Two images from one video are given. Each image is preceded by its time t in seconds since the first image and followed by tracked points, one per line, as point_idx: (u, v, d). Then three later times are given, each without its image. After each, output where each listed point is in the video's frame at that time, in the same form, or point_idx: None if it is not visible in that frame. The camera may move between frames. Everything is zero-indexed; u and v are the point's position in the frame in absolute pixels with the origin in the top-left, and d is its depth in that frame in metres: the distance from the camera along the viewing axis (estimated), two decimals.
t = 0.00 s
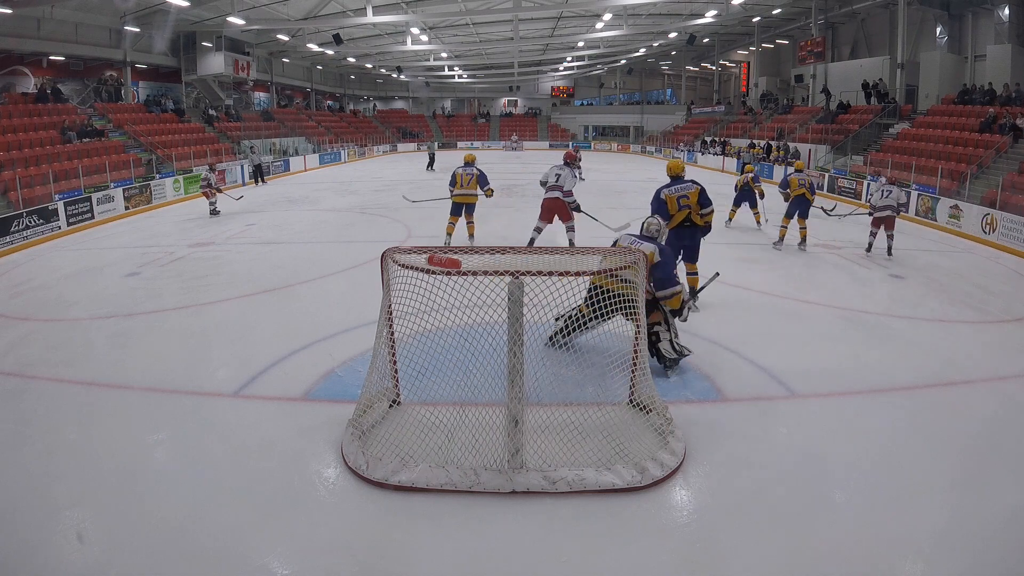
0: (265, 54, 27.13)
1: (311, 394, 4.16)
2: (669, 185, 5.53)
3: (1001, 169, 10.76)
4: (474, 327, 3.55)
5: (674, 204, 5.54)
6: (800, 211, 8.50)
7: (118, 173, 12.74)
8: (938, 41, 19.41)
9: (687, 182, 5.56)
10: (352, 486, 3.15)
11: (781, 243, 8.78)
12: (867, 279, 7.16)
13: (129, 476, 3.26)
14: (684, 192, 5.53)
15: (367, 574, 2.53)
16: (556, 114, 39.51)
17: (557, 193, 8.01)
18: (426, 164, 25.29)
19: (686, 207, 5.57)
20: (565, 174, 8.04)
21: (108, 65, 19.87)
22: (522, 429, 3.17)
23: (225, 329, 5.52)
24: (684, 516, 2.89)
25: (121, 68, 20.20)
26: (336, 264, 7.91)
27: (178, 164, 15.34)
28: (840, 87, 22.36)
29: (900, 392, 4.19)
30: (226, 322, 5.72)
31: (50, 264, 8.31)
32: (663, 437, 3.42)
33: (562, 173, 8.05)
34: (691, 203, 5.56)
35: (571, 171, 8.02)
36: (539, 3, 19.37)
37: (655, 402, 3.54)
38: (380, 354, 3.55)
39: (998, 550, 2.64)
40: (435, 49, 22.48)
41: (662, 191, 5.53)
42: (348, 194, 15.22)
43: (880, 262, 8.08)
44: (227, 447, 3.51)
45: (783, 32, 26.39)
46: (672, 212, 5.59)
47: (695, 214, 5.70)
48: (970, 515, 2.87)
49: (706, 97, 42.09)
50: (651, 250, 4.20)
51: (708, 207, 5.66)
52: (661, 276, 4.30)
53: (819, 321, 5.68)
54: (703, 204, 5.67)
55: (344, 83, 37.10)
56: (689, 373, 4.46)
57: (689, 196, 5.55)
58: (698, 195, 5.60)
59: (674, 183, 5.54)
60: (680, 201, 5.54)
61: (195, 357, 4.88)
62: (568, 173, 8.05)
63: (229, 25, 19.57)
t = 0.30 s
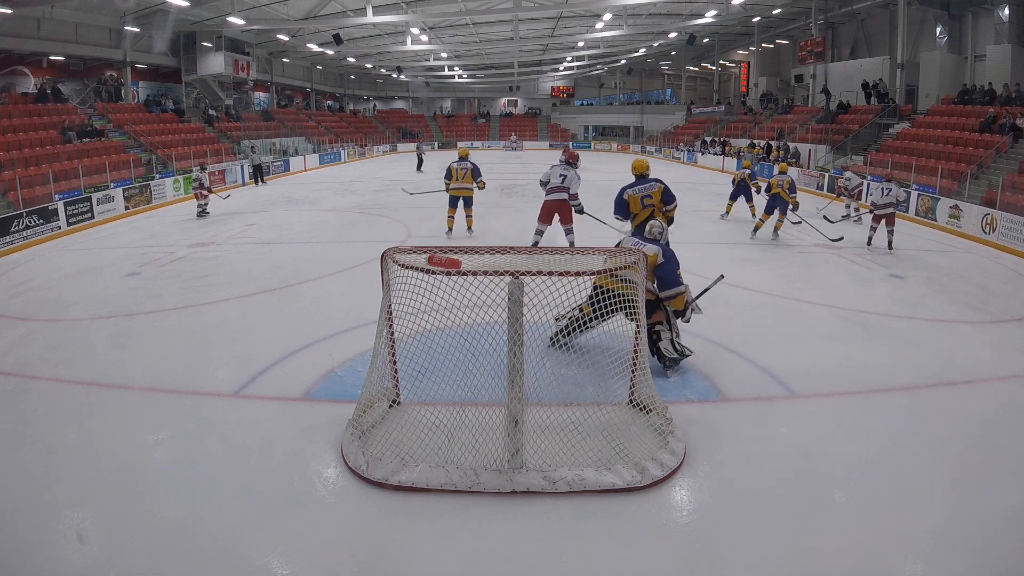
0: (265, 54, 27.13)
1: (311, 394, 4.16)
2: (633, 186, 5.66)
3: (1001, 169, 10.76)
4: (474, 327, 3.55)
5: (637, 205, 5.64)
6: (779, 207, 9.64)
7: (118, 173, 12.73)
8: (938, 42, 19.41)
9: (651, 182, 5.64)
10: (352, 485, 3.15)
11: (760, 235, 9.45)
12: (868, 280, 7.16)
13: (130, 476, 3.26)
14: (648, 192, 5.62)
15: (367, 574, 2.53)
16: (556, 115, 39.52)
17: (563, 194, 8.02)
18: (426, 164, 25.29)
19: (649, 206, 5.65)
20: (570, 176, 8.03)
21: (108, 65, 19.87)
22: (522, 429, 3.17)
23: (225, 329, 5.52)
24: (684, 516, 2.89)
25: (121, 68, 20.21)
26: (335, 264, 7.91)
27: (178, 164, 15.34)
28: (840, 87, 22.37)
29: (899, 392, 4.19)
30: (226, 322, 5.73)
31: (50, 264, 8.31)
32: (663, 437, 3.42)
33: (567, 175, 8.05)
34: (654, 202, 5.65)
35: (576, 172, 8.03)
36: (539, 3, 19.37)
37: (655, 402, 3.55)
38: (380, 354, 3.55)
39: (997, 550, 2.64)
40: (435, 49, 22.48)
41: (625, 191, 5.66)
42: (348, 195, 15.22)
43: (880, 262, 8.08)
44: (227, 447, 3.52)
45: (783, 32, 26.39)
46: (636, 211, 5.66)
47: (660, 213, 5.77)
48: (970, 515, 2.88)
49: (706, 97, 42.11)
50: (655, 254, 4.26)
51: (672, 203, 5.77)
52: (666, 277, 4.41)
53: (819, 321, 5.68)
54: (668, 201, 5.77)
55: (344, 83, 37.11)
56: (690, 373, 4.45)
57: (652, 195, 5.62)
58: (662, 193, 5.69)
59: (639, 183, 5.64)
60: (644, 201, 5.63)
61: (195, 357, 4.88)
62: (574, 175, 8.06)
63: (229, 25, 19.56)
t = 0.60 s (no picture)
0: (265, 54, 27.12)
1: (311, 394, 4.16)
2: (601, 178, 6.18)
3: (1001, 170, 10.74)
4: (474, 327, 3.55)
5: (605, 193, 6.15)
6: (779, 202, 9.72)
7: (118, 173, 12.73)
8: (938, 41, 19.41)
9: (619, 175, 6.15)
10: (352, 486, 3.15)
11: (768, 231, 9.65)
12: (868, 280, 7.16)
13: (130, 476, 3.26)
14: (614, 184, 6.14)
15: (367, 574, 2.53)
16: (556, 115, 39.52)
17: (565, 195, 8.03)
18: (426, 164, 25.28)
19: (615, 198, 6.17)
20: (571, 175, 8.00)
21: (108, 65, 19.87)
22: (522, 429, 3.17)
23: (225, 329, 5.52)
24: (684, 516, 2.89)
25: (121, 68, 20.20)
26: (335, 264, 7.91)
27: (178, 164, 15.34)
28: (840, 87, 22.36)
29: (899, 392, 4.19)
30: (226, 322, 5.73)
31: (50, 264, 8.31)
32: (663, 437, 3.42)
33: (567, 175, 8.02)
34: (620, 193, 6.16)
35: (577, 171, 7.99)
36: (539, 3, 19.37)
37: (655, 402, 3.54)
38: (380, 354, 3.55)
39: (998, 550, 2.64)
40: (436, 49, 22.48)
41: (594, 183, 6.19)
42: (348, 195, 15.22)
43: (880, 262, 8.07)
44: (227, 447, 3.52)
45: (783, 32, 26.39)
46: (602, 203, 6.20)
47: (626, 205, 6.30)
48: (970, 515, 2.88)
49: (706, 97, 42.11)
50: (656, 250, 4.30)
51: (642, 190, 6.19)
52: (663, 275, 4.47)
53: (819, 321, 5.68)
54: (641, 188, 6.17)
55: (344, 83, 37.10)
56: (690, 373, 4.45)
57: (618, 187, 6.15)
58: (629, 185, 6.19)
59: (607, 176, 6.16)
60: (610, 192, 6.16)
61: (195, 357, 4.88)
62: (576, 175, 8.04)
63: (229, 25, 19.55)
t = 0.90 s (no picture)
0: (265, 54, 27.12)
1: (311, 394, 4.16)
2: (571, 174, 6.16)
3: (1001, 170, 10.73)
4: (474, 327, 3.55)
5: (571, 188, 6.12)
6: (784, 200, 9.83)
7: (118, 173, 12.74)
8: (938, 41, 19.42)
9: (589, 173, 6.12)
10: (352, 486, 3.15)
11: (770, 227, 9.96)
12: (867, 280, 7.16)
13: (130, 476, 3.26)
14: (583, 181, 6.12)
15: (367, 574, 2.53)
16: (556, 115, 39.53)
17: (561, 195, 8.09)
18: (426, 164, 25.27)
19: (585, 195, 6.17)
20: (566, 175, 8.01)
21: (108, 65, 19.87)
22: (522, 429, 3.17)
23: (225, 329, 5.52)
24: (684, 516, 2.89)
25: (121, 68, 20.20)
26: (335, 264, 7.91)
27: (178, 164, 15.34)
28: (840, 87, 22.36)
29: (898, 392, 4.19)
30: (227, 322, 5.73)
31: (50, 264, 8.31)
32: (663, 437, 3.43)
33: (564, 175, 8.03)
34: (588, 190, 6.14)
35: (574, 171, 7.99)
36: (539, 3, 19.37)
37: (655, 402, 3.55)
38: (380, 354, 3.55)
39: (997, 550, 2.64)
40: (436, 49, 22.47)
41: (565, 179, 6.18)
42: (348, 194, 15.23)
43: (880, 262, 8.07)
44: (227, 447, 3.52)
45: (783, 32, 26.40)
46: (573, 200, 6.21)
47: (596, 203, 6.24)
48: (970, 515, 2.88)
49: (706, 97, 42.13)
50: (618, 225, 4.19)
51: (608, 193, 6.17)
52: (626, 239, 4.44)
53: (818, 321, 5.68)
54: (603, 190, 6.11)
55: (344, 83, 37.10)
56: (689, 373, 4.44)
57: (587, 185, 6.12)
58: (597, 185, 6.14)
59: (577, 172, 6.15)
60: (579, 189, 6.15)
61: (195, 357, 4.88)
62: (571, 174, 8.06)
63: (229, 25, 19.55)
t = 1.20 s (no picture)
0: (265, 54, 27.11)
1: (311, 394, 4.16)
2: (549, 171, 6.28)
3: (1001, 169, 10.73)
4: (475, 327, 3.54)
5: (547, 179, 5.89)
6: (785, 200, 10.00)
7: (118, 173, 12.74)
8: (938, 42, 19.43)
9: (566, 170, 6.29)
10: (352, 485, 3.15)
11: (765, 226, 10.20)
12: (867, 279, 7.16)
13: (130, 476, 3.26)
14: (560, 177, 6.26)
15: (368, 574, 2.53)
16: (556, 115, 39.53)
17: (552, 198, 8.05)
18: (425, 164, 25.26)
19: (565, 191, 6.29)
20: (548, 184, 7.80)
21: (108, 65, 19.88)
22: (522, 429, 3.17)
23: (225, 329, 5.52)
24: (684, 516, 2.89)
25: (121, 68, 20.20)
26: (335, 264, 7.91)
27: (178, 164, 15.33)
28: (840, 87, 22.36)
29: (898, 392, 4.19)
30: (227, 322, 5.73)
31: (51, 264, 8.31)
32: (663, 437, 3.44)
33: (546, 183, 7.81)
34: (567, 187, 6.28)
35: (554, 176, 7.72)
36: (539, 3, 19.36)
37: (656, 402, 3.56)
38: (380, 354, 3.55)
39: (997, 550, 2.65)
40: (436, 49, 22.47)
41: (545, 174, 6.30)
42: (348, 195, 15.23)
43: (879, 262, 8.08)
44: (227, 447, 3.52)
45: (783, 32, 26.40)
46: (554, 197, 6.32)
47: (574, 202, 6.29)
48: (970, 515, 2.88)
49: (706, 97, 42.14)
50: (591, 201, 4.49)
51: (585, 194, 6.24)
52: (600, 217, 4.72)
53: (818, 321, 5.69)
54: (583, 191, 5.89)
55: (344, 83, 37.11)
56: (688, 373, 4.45)
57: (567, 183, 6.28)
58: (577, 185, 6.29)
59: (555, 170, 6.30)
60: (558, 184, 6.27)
61: (195, 357, 4.88)
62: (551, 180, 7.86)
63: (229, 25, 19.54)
